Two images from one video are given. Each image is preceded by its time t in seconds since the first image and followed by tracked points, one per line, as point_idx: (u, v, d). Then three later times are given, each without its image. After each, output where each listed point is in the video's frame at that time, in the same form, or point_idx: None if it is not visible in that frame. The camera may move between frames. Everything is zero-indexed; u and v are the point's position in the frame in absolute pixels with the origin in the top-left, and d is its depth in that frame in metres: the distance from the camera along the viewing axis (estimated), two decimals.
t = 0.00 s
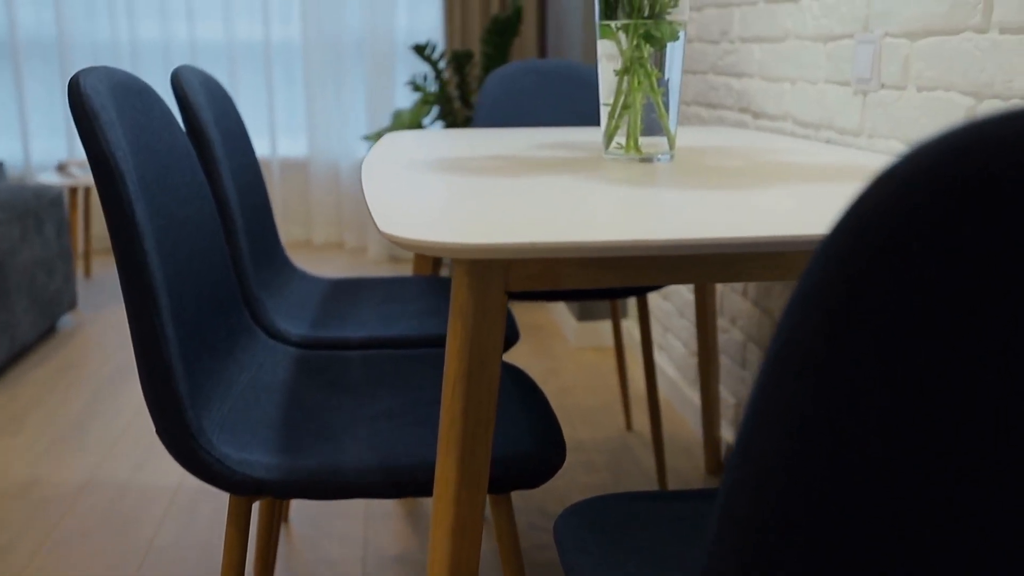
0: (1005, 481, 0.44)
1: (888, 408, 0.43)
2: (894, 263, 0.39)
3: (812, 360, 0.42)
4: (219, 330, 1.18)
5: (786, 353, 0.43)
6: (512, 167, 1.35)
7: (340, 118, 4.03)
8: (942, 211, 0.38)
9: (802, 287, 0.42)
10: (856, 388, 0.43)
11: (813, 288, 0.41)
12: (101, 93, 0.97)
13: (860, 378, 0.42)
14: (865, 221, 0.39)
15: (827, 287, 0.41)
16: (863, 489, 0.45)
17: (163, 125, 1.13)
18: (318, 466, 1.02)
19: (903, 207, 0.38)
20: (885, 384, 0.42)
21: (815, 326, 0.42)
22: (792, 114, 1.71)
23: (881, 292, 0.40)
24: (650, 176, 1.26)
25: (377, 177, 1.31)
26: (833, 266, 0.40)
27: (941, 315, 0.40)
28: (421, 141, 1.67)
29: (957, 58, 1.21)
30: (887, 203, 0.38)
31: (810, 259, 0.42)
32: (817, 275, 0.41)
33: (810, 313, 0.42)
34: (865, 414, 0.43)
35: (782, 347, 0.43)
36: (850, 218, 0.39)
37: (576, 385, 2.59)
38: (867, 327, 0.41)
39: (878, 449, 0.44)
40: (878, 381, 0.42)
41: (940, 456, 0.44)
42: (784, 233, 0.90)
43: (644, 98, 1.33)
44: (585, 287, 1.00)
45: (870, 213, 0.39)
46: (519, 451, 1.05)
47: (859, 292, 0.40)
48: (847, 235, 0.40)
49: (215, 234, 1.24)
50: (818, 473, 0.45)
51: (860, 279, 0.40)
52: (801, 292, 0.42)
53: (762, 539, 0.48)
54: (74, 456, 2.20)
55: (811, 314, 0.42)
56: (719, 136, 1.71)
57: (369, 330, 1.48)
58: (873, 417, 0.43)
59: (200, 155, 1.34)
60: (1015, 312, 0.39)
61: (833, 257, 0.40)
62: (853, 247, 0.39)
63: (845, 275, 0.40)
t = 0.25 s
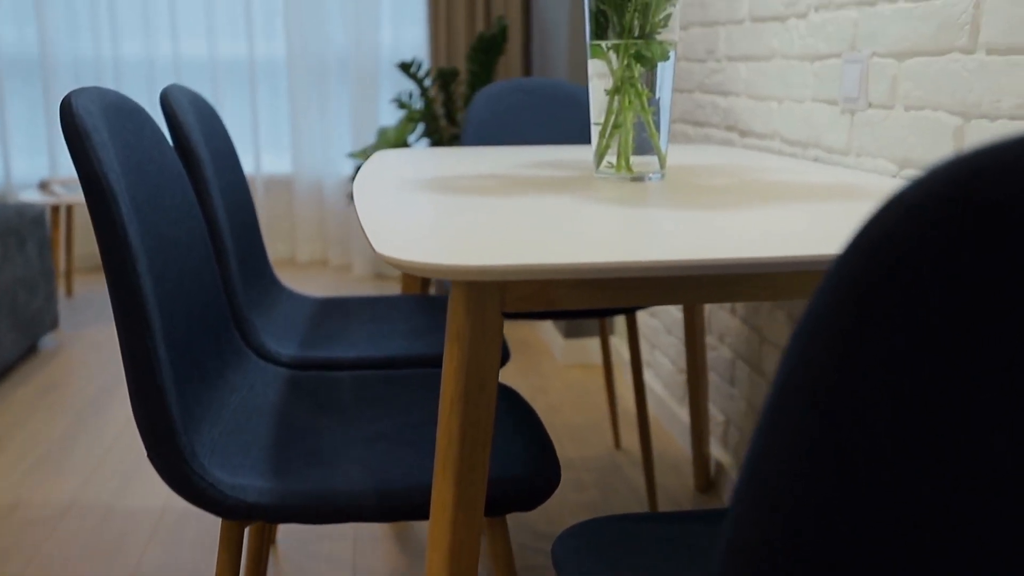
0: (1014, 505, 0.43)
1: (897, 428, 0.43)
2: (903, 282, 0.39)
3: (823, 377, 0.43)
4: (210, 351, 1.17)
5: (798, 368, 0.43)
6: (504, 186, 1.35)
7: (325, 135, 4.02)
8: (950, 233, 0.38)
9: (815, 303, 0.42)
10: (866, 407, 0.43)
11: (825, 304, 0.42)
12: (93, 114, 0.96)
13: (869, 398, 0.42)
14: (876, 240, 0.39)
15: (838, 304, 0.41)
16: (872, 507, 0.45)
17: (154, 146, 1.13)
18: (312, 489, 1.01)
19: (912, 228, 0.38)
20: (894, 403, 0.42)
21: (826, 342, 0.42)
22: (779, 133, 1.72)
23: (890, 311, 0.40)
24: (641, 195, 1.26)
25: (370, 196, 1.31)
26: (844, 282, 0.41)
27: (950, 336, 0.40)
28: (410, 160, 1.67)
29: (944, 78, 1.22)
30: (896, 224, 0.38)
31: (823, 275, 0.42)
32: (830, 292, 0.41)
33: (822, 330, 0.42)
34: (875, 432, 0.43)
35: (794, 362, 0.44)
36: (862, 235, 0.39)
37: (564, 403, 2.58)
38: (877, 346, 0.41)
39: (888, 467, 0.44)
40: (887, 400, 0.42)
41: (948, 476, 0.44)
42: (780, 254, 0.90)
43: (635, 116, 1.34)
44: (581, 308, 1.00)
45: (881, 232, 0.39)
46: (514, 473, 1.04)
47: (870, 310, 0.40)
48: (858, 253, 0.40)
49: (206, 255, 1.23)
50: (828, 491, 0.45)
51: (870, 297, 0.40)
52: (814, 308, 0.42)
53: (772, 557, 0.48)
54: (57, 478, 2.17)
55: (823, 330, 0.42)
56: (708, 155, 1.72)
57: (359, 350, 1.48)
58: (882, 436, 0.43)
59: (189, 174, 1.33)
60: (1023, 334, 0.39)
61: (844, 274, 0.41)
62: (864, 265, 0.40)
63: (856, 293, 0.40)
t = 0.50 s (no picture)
0: (1017, 523, 0.43)
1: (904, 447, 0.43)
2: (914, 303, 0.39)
3: (832, 396, 0.42)
4: (201, 370, 1.16)
5: (807, 387, 0.43)
6: (497, 203, 1.35)
7: (311, 150, 4.00)
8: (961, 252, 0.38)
9: (825, 321, 0.42)
10: (874, 426, 0.42)
11: (837, 322, 0.41)
12: (86, 132, 0.96)
13: (878, 416, 0.42)
14: (888, 260, 0.39)
15: (848, 324, 0.41)
16: (877, 525, 0.45)
17: (146, 163, 1.12)
18: (307, 510, 1.00)
19: (923, 247, 0.38)
20: (901, 423, 0.42)
21: (835, 362, 0.42)
22: (769, 149, 1.73)
23: (901, 330, 0.40)
24: (634, 212, 1.26)
25: (363, 213, 1.31)
26: (855, 299, 0.40)
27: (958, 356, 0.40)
28: (401, 176, 1.67)
29: (933, 97, 1.23)
30: (908, 243, 0.38)
31: (834, 293, 0.42)
32: (840, 310, 0.41)
33: (831, 349, 0.42)
34: (882, 451, 0.43)
35: (804, 380, 0.43)
36: (872, 254, 0.39)
37: (554, 418, 2.58)
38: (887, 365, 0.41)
39: (895, 485, 0.44)
40: (895, 420, 0.42)
41: (952, 494, 0.43)
42: (777, 272, 0.90)
43: (627, 133, 1.34)
44: (577, 327, 1.00)
45: (892, 251, 0.39)
46: (510, 493, 1.04)
47: (881, 330, 0.40)
48: (869, 272, 0.40)
49: (198, 273, 1.22)
50: (834, 510, 0.45)
51: (881, 316, 0.40)
52: (825, 325, 0.42)
53: None
54: (41, 498, 2.14)
55: (833, 349, 0.41)
56: (698, 170, 1.72)
57: (351, 367, 1.47)
58: (889, 455, 0.43)
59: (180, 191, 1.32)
60: None
61: (855, 293, 0.40)
62: (875, 283, 0.40)
63: (867, 313, 0.40)
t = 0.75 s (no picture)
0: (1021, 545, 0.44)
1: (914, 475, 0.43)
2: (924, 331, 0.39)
3: (843, 424, 0.42)
4: (193, 393, 1.15)
5: (818, 413, 0.43)
6: (489, 223, 1.35)
7: (295, 167, 3.99)
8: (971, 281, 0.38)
9: (836, 348, 0.42)
10: (883, 453, 0.43)
11: (847, 349, 0.41)
12: (79, 155, 0.95)
13: (887, 442, 0.42)
14: (899, 288, 0.39)
15: (858, 351, 0.41)
16: (885, 554, 0.45)
17: (137, 184, 1.11)
18: (301, 535, 0.99)
19: (933, 276, 0.38)
20: (910, 450, 0.42)
21: (846, 389, 0.42)
22: (757, 167, 1.74)
23: (909, 358, 0.40)
24: (627, 232, 1.26)
25: (354, 233, 1.30)
26: (866, 327, 0.41)
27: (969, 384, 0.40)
28: (391, 196, 1.67)
29: (922, 117, 1.24)
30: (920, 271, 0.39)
31: (844, 321, 0.42)
32: (851, 337, 0.41)
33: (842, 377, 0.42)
34: (891, 477, 0.43)
35: (815, 406, 0.43)
36: (884, 282, 0.40)
37: (542, 436, 2.57)
38: (897, 392, 0.41)
39: (903, 511, 0.44)
40: (903, 446, 0.42)
41: (960, 521, 0.44)
42: (774, 293, 0.90)
43: (619, 153, 1.34)
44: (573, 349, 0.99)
45: (904, 279, 0.39)
46: (507, 516, 1.03)
47: (891, 358, 0.40)
48: (878, 300, 0.40)
49: (188, 294, 1.21)
50: (844, 538, 0.45)
51: (891, 344, 0.40)
52: (836, 352, 0.42)
53: None
54: (23, 521, 2.11)
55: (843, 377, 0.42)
56: (687, 189, 1.73)
57: (341, 388, 1.46)
58: (898, 482, 0.43)
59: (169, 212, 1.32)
60: None
61: (865, 320, 0.41)
62: (885, 311, 0.40)
63: (877, 341, 0.40)
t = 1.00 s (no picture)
0: None
1: (919, 489, 0.44)
2: (929, 355, 0.41)
3: (853, 440, 0.44)
4: (185, 414, 1.14)
5: (831, 429, 0.45)
6: (481, 241, 1.34)
7: (282, 183, 3.97)
8: (978, 308, 0.39)
9: (849, 366, 0.44)
10: (891, 468, 0.44)
11: (858, 367, 0.44)
12: (71, 176, 0.94)
13: (892, 457, 0.44)
14: (906, 312, 0.41)
15: (870, 368, 0.43)
16: (888, 560, 0.47)
17: (129, 204, 1.10)
18: (295, 557, 0.98)
19: (938, 302, 0.40)
20: (916, 465, 0.44)
21: (858, 403, 0.44)
22: (747, 184, 1.75)
23: (917, 378, 0.42)
24: (620, 251, 1.26)
25: (347, 252, 1.30)
26: (875, 348, 0.42)
27: (974, 407, 0.41)
28: (381, 213, 1.66)
29: (913, 136, 1.25)
30: (925, 297, 0.40)
31: (858, 341, 0.44)
32: (862, 357, 0.43)
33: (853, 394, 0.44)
34: (897, 490, 0.45)
35: (829, 421, 0.46)
36: (893, 306, 0.42)
37: (532, 453, 2.56)
38: (904, 412, 0.43)
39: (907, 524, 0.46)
40: (909, 461, 0.44)
41: (963, 541, 0.45)
42: (770, 314, 0.90)
43: (611, 171, 1.35)
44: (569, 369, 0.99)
45: (911, 305, 0.41)
46: (503, 537, 1.02)
47: (897, 380, 0.42)
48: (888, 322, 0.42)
49: (179, 314, 1.20)
50: (852, 546, 0.47)
51: (899, 364, 0.42)
52: (849, 370, 0.44)
53: None
54: (8, 542, 2.08)
55: (854, 395, 0.44)
56: (678, 206, 1.74)
57: (332, 407, 1.45)
58: (905, 496, 0.45)
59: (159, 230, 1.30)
60: None
61: (877, 340, 0.42)
62: (895, 333, 0.41)
63: (888, 360, 0.42)
